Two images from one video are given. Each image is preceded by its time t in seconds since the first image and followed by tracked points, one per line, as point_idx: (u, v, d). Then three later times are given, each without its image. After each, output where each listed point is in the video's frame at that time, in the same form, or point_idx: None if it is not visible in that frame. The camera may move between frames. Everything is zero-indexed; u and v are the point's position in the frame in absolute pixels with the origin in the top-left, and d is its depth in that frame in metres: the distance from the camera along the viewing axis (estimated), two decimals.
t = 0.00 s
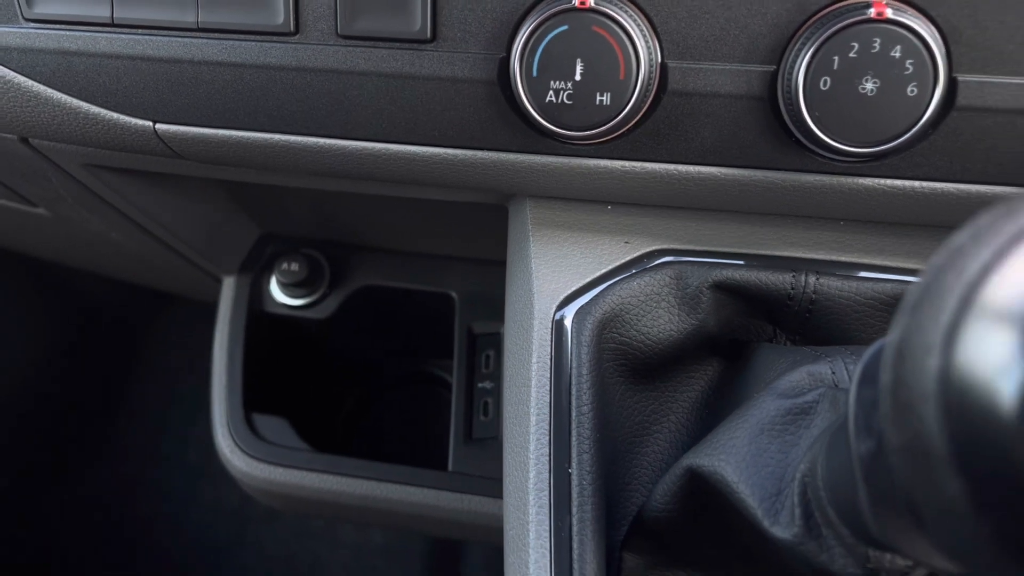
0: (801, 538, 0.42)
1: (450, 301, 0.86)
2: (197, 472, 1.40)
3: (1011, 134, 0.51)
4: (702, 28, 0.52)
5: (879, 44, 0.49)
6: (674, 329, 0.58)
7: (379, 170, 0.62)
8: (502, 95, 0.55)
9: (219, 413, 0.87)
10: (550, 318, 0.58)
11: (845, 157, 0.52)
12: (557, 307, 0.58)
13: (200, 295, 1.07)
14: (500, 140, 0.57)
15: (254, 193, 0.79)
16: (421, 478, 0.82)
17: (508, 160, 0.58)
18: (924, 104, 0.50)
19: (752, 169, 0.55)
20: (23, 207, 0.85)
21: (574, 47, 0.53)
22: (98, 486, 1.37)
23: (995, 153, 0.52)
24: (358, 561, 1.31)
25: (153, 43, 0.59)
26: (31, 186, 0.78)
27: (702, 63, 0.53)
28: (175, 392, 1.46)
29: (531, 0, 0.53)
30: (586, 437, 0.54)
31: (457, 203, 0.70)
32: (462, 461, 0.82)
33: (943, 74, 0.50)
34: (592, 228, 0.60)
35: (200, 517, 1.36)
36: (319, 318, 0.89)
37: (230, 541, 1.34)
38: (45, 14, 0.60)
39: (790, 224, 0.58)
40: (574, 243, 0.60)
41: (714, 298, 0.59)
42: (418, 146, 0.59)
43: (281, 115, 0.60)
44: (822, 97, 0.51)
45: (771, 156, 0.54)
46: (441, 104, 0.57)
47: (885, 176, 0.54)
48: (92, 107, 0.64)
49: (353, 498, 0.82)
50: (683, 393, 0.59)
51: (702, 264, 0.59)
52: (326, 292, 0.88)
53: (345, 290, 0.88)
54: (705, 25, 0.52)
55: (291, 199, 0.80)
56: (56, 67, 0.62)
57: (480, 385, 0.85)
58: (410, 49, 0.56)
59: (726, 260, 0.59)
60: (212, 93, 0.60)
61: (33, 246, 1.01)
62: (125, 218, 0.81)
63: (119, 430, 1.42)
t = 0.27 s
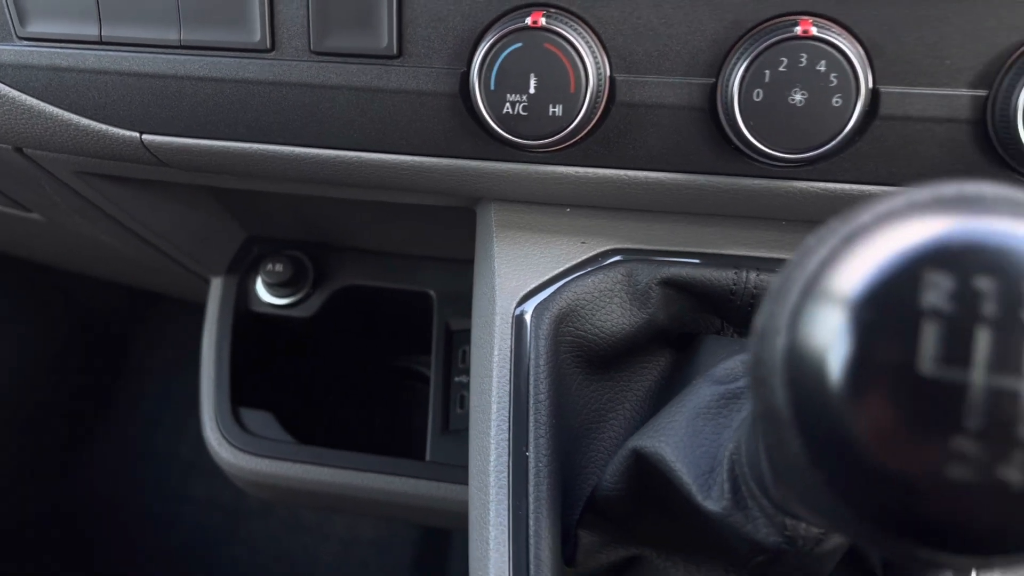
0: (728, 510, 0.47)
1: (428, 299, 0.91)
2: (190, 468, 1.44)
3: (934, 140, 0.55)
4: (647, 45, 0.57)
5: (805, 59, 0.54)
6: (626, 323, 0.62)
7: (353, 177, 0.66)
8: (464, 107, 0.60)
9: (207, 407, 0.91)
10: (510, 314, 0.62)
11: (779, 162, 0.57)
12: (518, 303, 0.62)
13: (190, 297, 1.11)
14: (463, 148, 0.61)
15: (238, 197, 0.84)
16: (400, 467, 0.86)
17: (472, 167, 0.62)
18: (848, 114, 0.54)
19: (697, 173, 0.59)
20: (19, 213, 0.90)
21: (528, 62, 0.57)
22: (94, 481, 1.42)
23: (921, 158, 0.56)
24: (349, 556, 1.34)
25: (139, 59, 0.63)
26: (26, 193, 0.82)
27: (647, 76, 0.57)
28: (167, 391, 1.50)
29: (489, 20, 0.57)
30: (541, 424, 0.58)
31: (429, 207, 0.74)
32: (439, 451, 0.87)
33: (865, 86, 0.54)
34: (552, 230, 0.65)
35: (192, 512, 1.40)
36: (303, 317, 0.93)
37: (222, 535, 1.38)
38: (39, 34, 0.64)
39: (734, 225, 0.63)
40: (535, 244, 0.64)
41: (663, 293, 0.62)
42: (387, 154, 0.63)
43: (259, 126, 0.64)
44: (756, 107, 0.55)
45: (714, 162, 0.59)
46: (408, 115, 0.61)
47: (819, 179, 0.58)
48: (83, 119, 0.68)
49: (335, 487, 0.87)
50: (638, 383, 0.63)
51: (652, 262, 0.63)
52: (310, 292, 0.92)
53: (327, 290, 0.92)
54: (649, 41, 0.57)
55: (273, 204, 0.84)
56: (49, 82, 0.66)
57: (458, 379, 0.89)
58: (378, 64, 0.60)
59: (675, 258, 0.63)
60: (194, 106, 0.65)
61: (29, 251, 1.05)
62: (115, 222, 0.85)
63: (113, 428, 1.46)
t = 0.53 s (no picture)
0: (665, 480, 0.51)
1: (405, 293, 0.94)
2: (180, 462, 1.47)
3: (863, 134, 0.59)
4: (595, 46, 0.60)
5: (741, 59, 0.57)
6: (581, 309, 0.66)
7: (322, 174, 0.69)
8: (424, 106, 0.63)
9: (192, 400, 0.95)
10: (471, 302, 0.66)
11: (720, 156, 0.60)
12: (478, 292, 0.66)
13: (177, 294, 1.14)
14: (425, 145, 0.65)
15: (218, 195, 0.87)
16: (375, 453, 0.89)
17: (434, 164, 0.66)
18: (782, 110, 0.58)
19: (644, 168, 0.63)
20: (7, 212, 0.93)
21: (482, 64, 0.60)
22: (86, 475, 1.45)
23: (851, 151, 0.60)
24: (335, 550, 1.37)
25: (117, 64, 0.67)
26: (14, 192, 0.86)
27: (596, 76, 0.61)
28: (157, 388, 1.53)
29: (446, 24, 0.61)
30: (499, 404, 0.62)
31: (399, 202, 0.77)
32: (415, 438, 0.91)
33: (797, 84, 0.58)
34: (513, 224, 0.68)
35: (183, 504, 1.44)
36: (284, 311, 0.97)
37: (211, 527, 1.41)
38: (22, 39, 0.68)
39: (683, 217, 0.66)
40: (497, 236, 0.68)
41: (616, 282, 0.66)
42: (354, 152, 0.67)
43: (233, 126, 0.68)
44: (696, 105, 0.59)
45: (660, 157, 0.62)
46: (372, 114, 0.65)
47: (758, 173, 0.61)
48: (65, 121, 0.71)
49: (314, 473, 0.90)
50: (594, 367, 0.66)
51: (605, 252, 0.67)
52: (290, 287, 0.95)
53: (307, 284, 0.95)
54: (597, 44, 0.60)
55: (251, 201, 0.87)
56: (33, 86, 0.70)
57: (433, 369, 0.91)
58: (343, 67, 0.63)
59: (627, 249, 0.67)
60: (171, 108, 0.68)
61: (19, 250, 1.08)
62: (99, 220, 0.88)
63: (105, 423, 1.49)
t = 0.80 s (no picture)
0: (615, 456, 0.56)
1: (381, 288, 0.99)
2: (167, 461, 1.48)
3: (815, 126, 0.61)
4: (555, 43, 0.62)
5: (693, 55, 0.59)
6: (546, 301, 0.66)
7: (291, 170, 0.70)
8: (391, 103, 0.65)
9: (172, 400, 0.96)
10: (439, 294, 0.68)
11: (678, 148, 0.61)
12: (446, 284, 0.68)
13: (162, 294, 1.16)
14: (392, 141, 0.66)
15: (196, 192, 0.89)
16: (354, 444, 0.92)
17: (401, 160, 0.67)
18: (734, 104, 0.60)
19: (606, 161, 0.64)
20: None
21: (445, 62, 0.62)
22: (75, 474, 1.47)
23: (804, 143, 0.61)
24: (324, 550, 1.38)
25: (92, 64, 0.69)
26: None
27: (557, 72, 0.62)
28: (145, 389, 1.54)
29: (410, 23, 0.63)
30: (464, 391, 0.65)
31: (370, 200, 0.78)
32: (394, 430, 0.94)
33: (749, 79, 0.60)
34: (480, 220, 0.69)
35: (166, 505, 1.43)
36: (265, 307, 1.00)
37: (196, 527, 1.42)
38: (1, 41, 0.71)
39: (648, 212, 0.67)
40: (464, 231, 0.69)
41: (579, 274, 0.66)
42: (323, 148, 0.68)
43: (204, 124, 0.69)
44: (650, 100, 0.61)
45: (621, 151, 0.63)
46: (340, 110, 0.66)
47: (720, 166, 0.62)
48: (39, 120, 0.72)
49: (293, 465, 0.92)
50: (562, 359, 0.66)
51: (569, 244, 0.67)
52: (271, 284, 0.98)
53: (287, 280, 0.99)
54: (556, 41, 0.62)
55: (229, 199, 0.89)
56: (11, 85, 0.72)
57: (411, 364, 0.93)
58: (312, 65, 0.65)
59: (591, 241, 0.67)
60: (146, 106, 0.70)
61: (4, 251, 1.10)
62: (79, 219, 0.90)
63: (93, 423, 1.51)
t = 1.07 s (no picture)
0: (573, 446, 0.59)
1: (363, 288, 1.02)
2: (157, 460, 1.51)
3: (762, 129, 0.64)
4: (516, 52, 0.65)
5: (646, 62, 0.63)
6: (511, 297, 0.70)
7: (268, 174, 0.73)
8: (362, 109, 0.68)
9: (161, 395, 1.01)
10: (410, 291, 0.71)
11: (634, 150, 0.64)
12: (417, 282, 0.71)
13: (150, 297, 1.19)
14: (363, 145, 0.69)
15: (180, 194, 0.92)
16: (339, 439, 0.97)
17: (373, 163, 0.70)
18: (686, 108, 0.63)
19: (568, 164, 0.67)
20: None
21: (412, 70, 0.65)
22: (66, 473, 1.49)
23: (753, 145, 0.65)
24: (310, 550, 1.39)
25: (76, 75, 0.72)
26: None
27: (518, 79, 0.66)
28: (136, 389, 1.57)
29: (380, 33, 0.66)
30: (433, 382, 0.68)
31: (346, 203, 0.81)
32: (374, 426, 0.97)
33: (699, 85, 0.63)
34: (450, 220, 0.72)
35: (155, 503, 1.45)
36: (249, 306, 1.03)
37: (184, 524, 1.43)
38: None
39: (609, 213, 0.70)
40: (435, 232, 0.72)
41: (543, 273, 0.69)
42: (297, 152, 0.71)
43: (185, 129, 0.72)
44: (607, 105, 0.64)
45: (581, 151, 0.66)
46: (314, 116, 0.70)
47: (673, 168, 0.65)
48: (23, 127, 0.75)
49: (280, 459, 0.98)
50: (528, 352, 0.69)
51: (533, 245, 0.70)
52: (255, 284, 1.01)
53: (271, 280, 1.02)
54: (517, 50, 0.65)
55: (212, 201, 0.92)
56: None
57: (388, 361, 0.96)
58: (287, 73, 0.69)
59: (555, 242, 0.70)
60: (129, 114, 0.73)
61: None
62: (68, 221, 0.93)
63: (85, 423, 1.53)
